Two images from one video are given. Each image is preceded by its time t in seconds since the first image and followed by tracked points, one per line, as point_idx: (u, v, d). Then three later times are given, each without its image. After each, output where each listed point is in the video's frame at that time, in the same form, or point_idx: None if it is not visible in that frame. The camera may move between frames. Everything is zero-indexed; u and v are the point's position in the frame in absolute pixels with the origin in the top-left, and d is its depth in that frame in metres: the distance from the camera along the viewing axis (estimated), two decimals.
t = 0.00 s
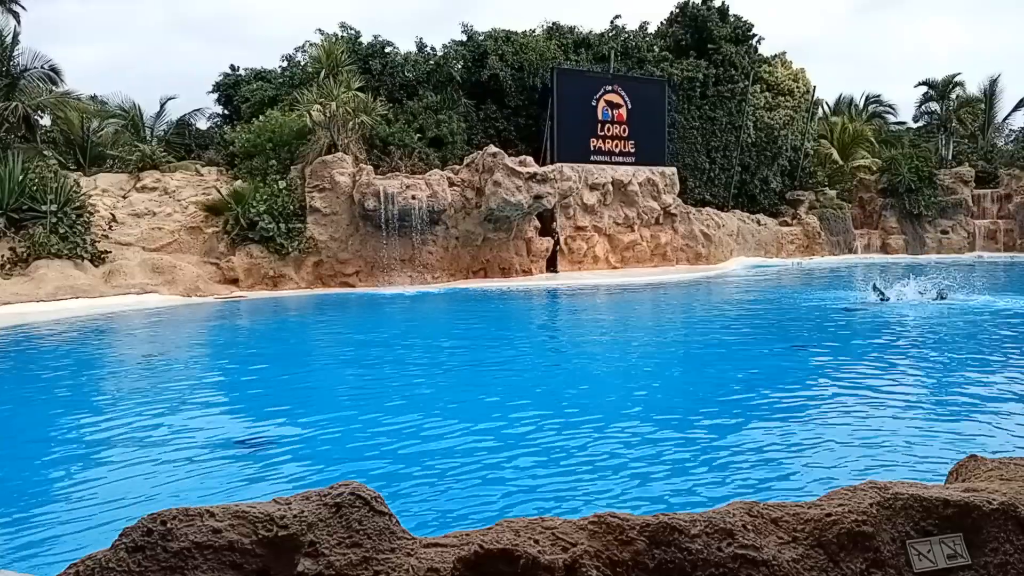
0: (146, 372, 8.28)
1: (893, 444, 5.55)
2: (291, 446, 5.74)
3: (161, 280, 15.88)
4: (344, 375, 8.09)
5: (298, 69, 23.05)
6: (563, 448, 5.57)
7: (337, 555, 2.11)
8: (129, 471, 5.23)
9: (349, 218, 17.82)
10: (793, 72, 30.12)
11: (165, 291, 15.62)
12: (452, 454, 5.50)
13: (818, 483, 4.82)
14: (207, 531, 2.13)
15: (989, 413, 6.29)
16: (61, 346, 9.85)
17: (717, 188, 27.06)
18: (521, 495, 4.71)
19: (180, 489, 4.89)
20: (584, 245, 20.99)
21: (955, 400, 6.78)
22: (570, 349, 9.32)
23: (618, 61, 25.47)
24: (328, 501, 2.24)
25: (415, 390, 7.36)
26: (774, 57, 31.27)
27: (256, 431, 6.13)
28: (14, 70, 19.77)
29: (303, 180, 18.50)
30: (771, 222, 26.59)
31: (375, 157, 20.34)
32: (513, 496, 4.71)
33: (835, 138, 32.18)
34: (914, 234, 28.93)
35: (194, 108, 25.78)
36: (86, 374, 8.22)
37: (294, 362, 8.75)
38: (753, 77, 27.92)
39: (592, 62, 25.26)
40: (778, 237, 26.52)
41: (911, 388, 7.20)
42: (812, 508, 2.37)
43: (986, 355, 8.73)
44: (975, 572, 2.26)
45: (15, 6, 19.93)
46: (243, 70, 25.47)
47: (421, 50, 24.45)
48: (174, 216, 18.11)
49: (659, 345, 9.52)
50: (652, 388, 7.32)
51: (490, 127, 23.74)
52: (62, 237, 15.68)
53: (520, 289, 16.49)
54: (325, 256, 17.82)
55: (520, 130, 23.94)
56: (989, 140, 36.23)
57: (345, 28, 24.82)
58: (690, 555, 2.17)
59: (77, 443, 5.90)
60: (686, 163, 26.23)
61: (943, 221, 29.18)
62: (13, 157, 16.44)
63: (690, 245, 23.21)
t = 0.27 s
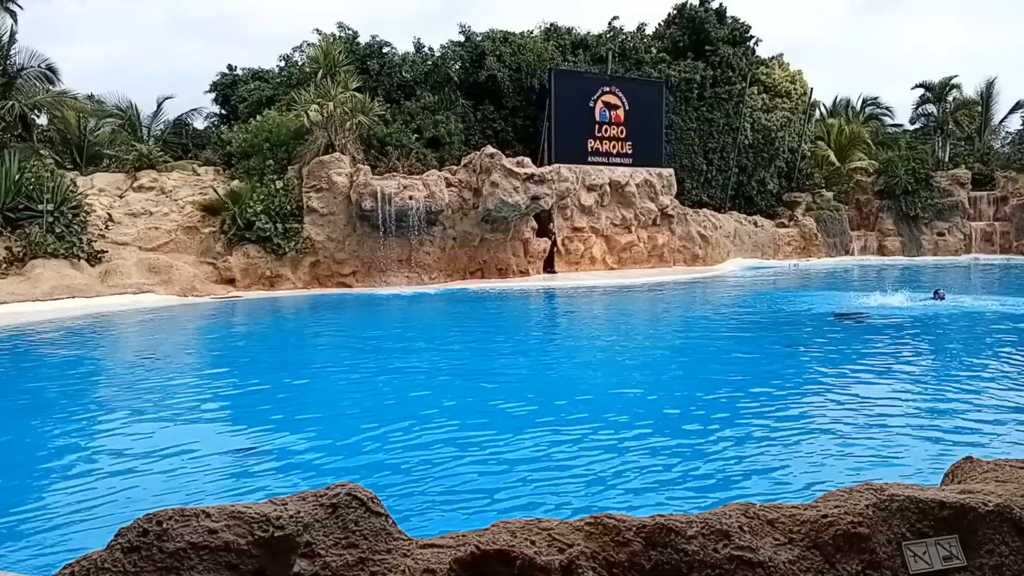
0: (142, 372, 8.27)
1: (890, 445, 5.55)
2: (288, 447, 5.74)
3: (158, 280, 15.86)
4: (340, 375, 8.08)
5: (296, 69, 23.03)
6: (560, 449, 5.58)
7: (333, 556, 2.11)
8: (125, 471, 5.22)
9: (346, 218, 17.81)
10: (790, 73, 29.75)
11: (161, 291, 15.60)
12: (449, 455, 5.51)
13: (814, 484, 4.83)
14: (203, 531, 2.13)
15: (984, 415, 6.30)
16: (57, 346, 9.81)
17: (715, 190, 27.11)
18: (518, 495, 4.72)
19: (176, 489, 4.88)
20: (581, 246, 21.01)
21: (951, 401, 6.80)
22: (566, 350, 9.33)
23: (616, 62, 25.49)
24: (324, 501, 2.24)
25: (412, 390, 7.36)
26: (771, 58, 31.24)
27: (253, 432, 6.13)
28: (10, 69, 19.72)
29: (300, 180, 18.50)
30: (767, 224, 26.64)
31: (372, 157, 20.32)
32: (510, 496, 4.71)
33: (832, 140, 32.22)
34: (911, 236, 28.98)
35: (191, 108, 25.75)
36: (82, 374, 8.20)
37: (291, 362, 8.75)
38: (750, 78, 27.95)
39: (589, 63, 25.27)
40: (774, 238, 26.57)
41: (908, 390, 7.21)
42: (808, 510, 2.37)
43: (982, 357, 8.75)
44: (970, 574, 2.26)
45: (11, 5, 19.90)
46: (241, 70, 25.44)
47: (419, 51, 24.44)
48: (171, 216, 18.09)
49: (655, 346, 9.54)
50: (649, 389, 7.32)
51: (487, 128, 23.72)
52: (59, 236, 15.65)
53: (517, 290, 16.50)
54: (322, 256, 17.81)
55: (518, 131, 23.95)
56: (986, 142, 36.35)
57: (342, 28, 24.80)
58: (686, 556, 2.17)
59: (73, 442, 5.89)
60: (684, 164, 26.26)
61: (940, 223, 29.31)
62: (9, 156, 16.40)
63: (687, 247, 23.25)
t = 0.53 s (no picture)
0: (141, 372, 8.27)
1: (891, 446, 5.55)
2: (288, 446, 5.74)
3: (158, 280, 15.86)
4: (340, 375, 8.09)
5: (296, 69, 23.03)
6: (560, 448, 5.58)
7: (333, 556, 2.11)
8: (126, 471, 5.22)
9: (346, 218, 17.80)
10: (790, 73, 29.73)
11: (161, 291, 15.60)
12: (449, 454, 5.51)
13: (814, 484, 4.84)
14: (202, 531, 2.13)
15: (984, 415, 6.30)
16: (59, 346, 9.82)
17: (715, 190, 27.12)
18: (519, 496, 4.72)
19: (177, 489, 4.89)
20: (581, 246, 21.01)
21: (951, 401, 6.80)
22: (566, 349, 9.34)
23: (616, 62, 25.49)
24: (324, 501, 2.23)
25: (411, 390, 7.36)
26: (771, 59, 31.20)
27: (253, 431, 6.13)
28: (10, 69, 19.71)
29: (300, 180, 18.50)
30: (767, 224, 26.66)
31: (372, 157, 20.33)
32: (510, 496, 4.72)
33: (832, 140, 32.21)
34: (911, 237, 28.98)
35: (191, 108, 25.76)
36: (81, 374, 8.20)
37: (290, 362, 8.75)
38: (750, 78, 27.95)
39: (589, 63, 25.28)
40: (774, 238, 26.59)
41: (908, 390, 7.21)
42: (808, 510, 2.38)
43: (982, 356, 8.75)
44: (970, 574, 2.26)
45: (11, 4, 19.87)
46: (241, 70, 25.44)
47: (419, 51, 24.44)
48: (171, 216, 18.08)
49: (655, 346, 9.54)
50: (649, 390, 7.30)
51: (487, 128, 23.72)
52: (58, 236, 15.65)
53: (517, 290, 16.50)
54: (322, 256, 17.81)
55: (519, 131, 23.97)
56: (986, 142, 36.35)
57: (342, 28, 24.79)
58: (686, 556, 2.17)
59: (73, 442, 5.89)
60: (684, 164, 26.26)
61: (939, 223, 29.30)
62: (9, 156, 16.40)
63: (686, 247, 23.26)
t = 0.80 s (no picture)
0: (142, 372, 8.29)
1: (891, 445, 5.55)
2: (289, 446, 5.75)
3: (159, 280, 15.87)
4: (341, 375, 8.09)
5: (296, 69, 23.04)
6: (561, 448, 5.58)
7: (334, 556, 2.11)
8: (126, 471, 5.23)
9: (346, 218, 17.79)
10: (791, 72, 29.72)
11: (162, 291, 15.60)
12: (450, 454, 5.51)
13: (815, 483, 4.84)
14: (203, 531, 2.13)
15: (985, 415, 6.29)
16: (58, 346, 9.82)
17: (715, 189, 27.12)
18: (520, 495, 4.72)
19: (177, 488, 4.89)
20: (581, 246, 21.01)
21: (951, 401, 6.80)
22: (567, 349, 9.34)
23: (616, 62, 25.48)
24: (325, 501, 2.23)
25: (412, 390, 7.37)
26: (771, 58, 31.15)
27: (253, 431, 6.13)
28: (11, 69, 19.72)
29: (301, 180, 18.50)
30: (768, 223, 26.68)
31: (372, 157, 20.34)
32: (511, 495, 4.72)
33: (832, 139, 32.18)
34: (911, 237, 28.99)
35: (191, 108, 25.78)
36: (83, 374, 8.21)
37: (291, 362, 8.76)
38: (751, 78, 27.93)
39: (589, 63, 25.28)
40: (775, 238, 26.60)
41: (908, 390, 7.21)
42: (809, 510, 2.38)
43: (982, 356, 8.75)
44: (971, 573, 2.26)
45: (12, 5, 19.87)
46: (241, 70, 25.45)
47: (419, 51, 24.45)
48: (171, 216, 18.09)
49: (655, 345, 9.54)
50: (650, 390, 7.29)
51: (488, 128, 23.72)
52: (59, 236, 15.66)
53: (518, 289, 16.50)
54: (323, 256, 17.80)
55: (519, 131, 23.98)
56: (986, 141, 36.32)
57: (343, 28, 24.80)
58: (686, 556, 2.16)
59: (74, 442, 5.90)
60: (684, 164, 26.26)
61: (940, 223, 29.28)
62: (10, 156, 16.40)
63: (687, 246, 23.26)
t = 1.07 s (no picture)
0: (145, 370, 8.31)
1: (894, 443, 5.54)
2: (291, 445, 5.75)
3: (161, 279, 15.90)
4: (343, 373, 8.10)
5: (298, 67, 23.06)
6: (563, 446, 5.59)
7: (337, 554, 2.11)
8: (130, 469, 5.24)
9: (348, 216, 17.77)
10: (794, 69, 29.70)
11: (164, 289, 15.62)
12: (452, 452, 5.52)
13: (818, 481, 4.84)
14: (206, 530, 2.13)
15: (988, 413, 6.28)
16: (62, 345, 9.84)
17: (717, 187, 27.09)
18: (522, 493, 4.73)
19: (180, 487, 4.90)
20: (584, 244, 21.00)
21: (954, 399, 6.78)
22: (569, 347, 9.34)
23: (618, 59, 25.45)
24: (328, 499, 2.24)
25: (414, 388, 7.37)
26: (774, 55, 31.06)
27: (256, 430, 6.14)
28: (14, 68, 19.71)
29: (303, 179, 18.48)
30: (770, 221, 26.67)
31: (374, 155, 20.34)
32: (513, 494, 4.72)
33: (835, 137, 32.09)
34: (914, 234, 28.95)
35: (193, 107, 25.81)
36: (86, 373, 8.23)
37: (293, 360, 8.77)
38: (753, 75, 27.88)
39: (591, 60, 25.27)
40: (777, 235, 26.60)
41: (911, 388, 7.20)
42: (812, 508, 2.37)
43: (985, 354, 8.73)
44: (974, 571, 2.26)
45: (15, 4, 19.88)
46: (243, 69, 25.45)
47: (421, 49, 24.43)
48: (174, 215, 18.11)
49: (657, 343, 9.54)
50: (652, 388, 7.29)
51: (489, 126, 23.71)
52: (62, 235, 15.68)
53: (520, 288, 16.50)
54: (325, 254, 17.78)
55: (520, 129, 23.98)
56: (990, 138, 36.22)
57: (344, 26, 24.80)
58: (689, 553, 2.16)
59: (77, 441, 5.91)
60: (686, 162, 26.23)
61: (943, 220, 29.22)
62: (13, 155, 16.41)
63: (689, 244, 23.24)
